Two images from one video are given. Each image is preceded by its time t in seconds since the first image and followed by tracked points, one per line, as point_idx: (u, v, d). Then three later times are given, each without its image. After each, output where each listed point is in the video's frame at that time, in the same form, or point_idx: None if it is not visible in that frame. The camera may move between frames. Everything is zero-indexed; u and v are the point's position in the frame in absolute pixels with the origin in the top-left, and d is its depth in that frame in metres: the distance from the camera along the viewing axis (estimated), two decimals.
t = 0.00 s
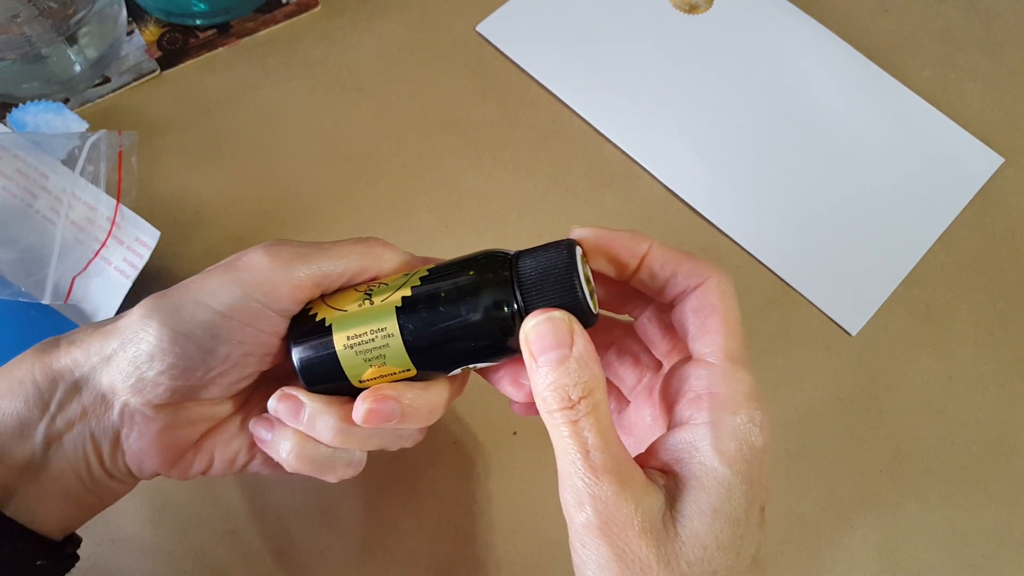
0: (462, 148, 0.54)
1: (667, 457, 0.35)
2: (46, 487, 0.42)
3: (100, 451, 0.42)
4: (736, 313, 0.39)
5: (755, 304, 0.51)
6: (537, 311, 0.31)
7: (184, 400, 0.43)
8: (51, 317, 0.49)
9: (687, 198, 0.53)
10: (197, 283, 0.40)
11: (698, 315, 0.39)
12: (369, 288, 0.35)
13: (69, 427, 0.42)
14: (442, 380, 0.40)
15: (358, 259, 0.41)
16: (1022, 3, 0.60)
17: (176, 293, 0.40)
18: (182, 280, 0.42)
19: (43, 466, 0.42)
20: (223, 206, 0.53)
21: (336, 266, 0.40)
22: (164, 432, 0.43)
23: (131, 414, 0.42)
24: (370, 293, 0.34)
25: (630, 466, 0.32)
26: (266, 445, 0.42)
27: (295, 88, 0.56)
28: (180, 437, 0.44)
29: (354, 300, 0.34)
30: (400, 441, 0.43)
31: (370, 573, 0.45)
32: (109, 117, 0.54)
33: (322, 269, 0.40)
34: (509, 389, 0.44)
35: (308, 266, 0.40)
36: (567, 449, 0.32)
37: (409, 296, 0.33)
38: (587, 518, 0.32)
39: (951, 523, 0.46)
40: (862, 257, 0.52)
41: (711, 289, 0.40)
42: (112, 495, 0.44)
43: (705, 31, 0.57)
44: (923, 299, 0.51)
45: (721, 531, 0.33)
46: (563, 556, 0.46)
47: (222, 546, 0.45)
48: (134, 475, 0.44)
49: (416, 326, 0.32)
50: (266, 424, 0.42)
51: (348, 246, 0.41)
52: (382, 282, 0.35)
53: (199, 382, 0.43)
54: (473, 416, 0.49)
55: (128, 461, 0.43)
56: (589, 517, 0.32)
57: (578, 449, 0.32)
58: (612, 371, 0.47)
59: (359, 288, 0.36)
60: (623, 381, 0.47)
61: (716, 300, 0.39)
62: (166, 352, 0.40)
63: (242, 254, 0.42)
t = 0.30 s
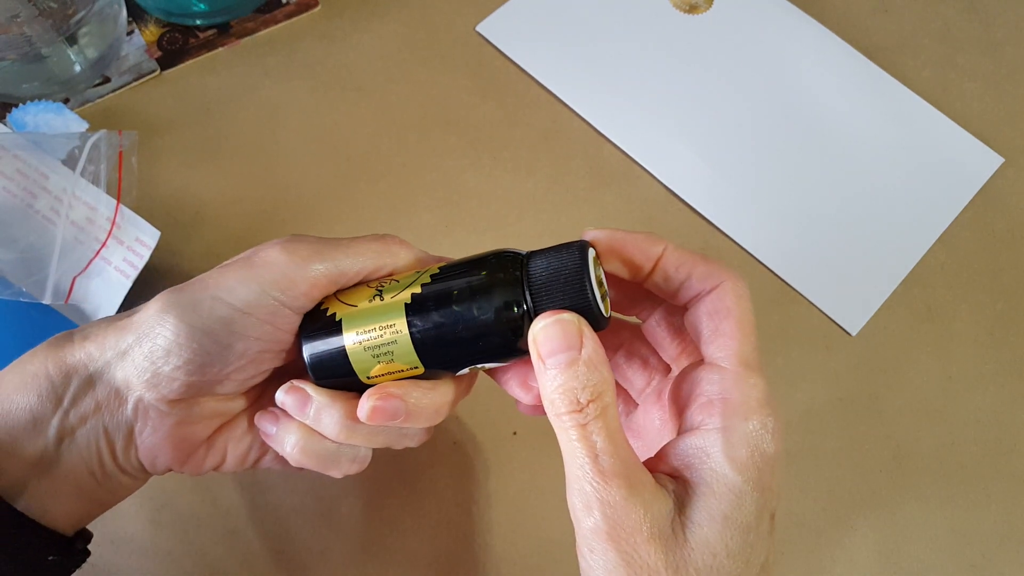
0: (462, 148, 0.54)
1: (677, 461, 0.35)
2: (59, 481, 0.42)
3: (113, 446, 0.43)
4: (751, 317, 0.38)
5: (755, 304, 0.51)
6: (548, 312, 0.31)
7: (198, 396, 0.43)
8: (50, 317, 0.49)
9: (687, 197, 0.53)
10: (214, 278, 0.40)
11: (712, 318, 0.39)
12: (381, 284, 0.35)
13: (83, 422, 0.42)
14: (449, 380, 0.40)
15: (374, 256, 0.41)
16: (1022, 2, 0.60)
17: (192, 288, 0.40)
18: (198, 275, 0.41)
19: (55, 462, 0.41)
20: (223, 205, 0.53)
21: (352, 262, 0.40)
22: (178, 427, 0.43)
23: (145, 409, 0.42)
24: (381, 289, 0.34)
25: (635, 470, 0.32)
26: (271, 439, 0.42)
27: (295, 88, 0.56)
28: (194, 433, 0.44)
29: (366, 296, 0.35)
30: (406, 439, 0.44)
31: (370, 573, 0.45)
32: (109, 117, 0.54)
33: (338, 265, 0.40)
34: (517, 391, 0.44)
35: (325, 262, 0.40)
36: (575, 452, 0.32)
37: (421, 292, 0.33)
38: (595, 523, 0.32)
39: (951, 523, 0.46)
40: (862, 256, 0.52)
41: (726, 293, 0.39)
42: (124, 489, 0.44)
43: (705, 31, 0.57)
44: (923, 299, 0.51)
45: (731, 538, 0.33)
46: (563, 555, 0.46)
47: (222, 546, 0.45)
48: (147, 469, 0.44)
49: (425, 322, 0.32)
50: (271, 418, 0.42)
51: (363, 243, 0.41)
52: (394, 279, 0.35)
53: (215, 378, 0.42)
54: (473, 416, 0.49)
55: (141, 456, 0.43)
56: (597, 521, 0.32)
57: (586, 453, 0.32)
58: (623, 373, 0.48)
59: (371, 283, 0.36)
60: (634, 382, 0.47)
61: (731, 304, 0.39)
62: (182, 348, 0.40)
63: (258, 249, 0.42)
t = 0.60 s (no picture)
0: (462, 148, 0.54)
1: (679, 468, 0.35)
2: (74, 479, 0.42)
3: (125, 446, 0.43)
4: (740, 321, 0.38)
5: (755, 304, 0.51)
6: (554, 314, 0.31)
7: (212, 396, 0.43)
8: (51, 317, 0.49)
9: (687, 197, 0.53)
10: (229, 278, 0.40)
11: (699, 326, 0.38)
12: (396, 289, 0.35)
13: (95, 422, 0.42)
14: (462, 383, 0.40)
15: (393, 258, 0.41)
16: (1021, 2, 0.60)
17: (206, 289, 0.40)
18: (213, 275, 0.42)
19: (67, 460, 0.42)
20: (223, 205, 0.53)
21: (370, 263, 0.40)
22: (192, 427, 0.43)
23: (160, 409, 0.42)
24: (397, 292, 0.34)
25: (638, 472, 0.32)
26: (283, 441, 0.43)
27: (295, 88, 0.56)
28: (208, 433, 0.44)
29: (381, 299, 0.35)
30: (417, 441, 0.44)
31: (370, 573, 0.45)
32: (109, 117, 0.54)
33: (355, 266, 0.40)
34: (531, 396, 0.44)
35: (342, 263, 0.40)
36: (582, 451, 0.32)
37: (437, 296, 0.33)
38: (599, 522, 0.32)
39: (951, 523, 0.47)
40: (862, 256, 0.52)
41: (712, 299, 0.38)
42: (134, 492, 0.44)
43: (705, 31, 0.57)
44: (923, 299, 0.51)
45: (734, 544, 0.32)
46: (563, 555, 0.46)
47: (222, 547, 0.45)
48: (158, 470, 0.44)
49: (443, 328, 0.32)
50: (283, 419, 0.43)
51: (380, 246, 0.41)
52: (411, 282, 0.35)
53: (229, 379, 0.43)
54: (474, 416, 0.49)
55: (154, 456, 0.43)
56: (602, 520, 0.32)
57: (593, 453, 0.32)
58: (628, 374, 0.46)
59: (386, 286, 0.36)
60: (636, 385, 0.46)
61: (718, 311, 0.38)
62: (197, 349, 0.40)
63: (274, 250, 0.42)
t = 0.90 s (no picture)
0: (462, 148, 0.54)
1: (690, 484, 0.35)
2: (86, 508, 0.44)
3: (132, 475, 0.44)
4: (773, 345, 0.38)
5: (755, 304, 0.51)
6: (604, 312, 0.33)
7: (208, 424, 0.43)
8: (50, 317, 0.49)
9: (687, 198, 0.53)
10: (202, 320, 0.38)
11: (735, 342, 0.37)
12: (482, 301, 0.35)
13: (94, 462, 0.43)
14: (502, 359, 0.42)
15: (380, 301, 0.39)
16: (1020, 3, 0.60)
17: (181, 331, 0.39)
18: (185, 309, 0.39)
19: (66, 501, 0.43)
20: (223, 205, 0.53)
21: (350, 307, 0.38)
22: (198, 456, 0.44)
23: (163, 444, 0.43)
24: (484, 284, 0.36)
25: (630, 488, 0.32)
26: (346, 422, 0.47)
27: (295, 87, 0.56)
28: (216, 459, 0.45)
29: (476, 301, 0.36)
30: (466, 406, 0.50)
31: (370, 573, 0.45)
32: (109, 117, 0.54)
33: (336, 311, 0.38)
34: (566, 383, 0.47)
35: (322, 308, 0.38)
36: (598, 450, 0.32)
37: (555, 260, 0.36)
38: (606, 527, 0.31)
39: (951, 523, 0.46)
40: (862, 256, 0.52)
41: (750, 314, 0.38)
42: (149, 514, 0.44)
43: (705, 30, 0.57)
44: (923, 299, 0.51)
45: (738, 563, 0.32)
46: (563, 556, 0.45)
47: (223, 546, 0.45)
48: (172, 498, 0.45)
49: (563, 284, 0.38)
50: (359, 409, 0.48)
51: (362, 286, 0.39)
52: (490, 284, 0.35)
53: (220, 404, 0.42)
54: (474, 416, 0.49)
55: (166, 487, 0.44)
56: (609, 524, 0.31)
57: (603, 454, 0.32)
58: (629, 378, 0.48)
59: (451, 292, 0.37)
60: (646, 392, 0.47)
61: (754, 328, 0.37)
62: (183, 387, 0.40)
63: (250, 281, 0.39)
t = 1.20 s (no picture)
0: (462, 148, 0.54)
1: (633, 523, 0.34)
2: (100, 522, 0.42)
3: (138, 496, 0.42)
4: (719, 407, 0.35)
5: (755, 304, 0.51)
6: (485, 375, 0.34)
7: (219, 448, 0.41)
8: (49, 317, 0.49)
9: (687, 198, 0.53)
10: (206, 351, 0.35)
11: (676, 411, 0.35)
12: (524, 307, 0.33)
13: (96, 485, 0.41)
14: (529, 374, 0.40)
15: (388, 334, 0.35)
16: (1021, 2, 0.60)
17: (183, 361, 0.36)
18: (185, 335, 0.36)
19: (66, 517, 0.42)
20: (224, 205, 0.53)
21: (358, 342, 0.35)
22: (210, 477, 0.42)
23: (171, 465, 0.41)
24: (516, 294, 0.33)
25: (575, 522, 0.32)
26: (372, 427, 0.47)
27: (295, 87, 0.56)
28: (228, 475, 0.42)
29: (514, 315, 0.33)
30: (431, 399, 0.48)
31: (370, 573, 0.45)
32: (108, 117, 0.54)
33: (344, 346, 0.34)
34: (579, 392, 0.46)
35: (330, 344, 0.34)
36: (513, 506, 0.33)
37: (570, 238, 0.34)
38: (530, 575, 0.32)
39: (950, 523, 0.47)
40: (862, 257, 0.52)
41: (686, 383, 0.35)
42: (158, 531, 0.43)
43: (705, 30, 0.57)
44: (924, 299, 0.51)
45: None
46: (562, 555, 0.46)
47: (224, 545, 0.45)
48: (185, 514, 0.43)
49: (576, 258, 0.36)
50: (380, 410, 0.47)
51: (371, 319, 0.35)
52: (527, 286, 0.33)
53: (234, 433, 0.39)
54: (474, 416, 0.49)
55: (177, 504, 0.42)
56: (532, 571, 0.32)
57: (515, 507, 0.33)
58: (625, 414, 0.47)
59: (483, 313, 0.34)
60: (643, 431, 0.45)
61: (692, 398, 0.35)
62: (189, 414, 0.37)
63: (256, 309, 0.36)
